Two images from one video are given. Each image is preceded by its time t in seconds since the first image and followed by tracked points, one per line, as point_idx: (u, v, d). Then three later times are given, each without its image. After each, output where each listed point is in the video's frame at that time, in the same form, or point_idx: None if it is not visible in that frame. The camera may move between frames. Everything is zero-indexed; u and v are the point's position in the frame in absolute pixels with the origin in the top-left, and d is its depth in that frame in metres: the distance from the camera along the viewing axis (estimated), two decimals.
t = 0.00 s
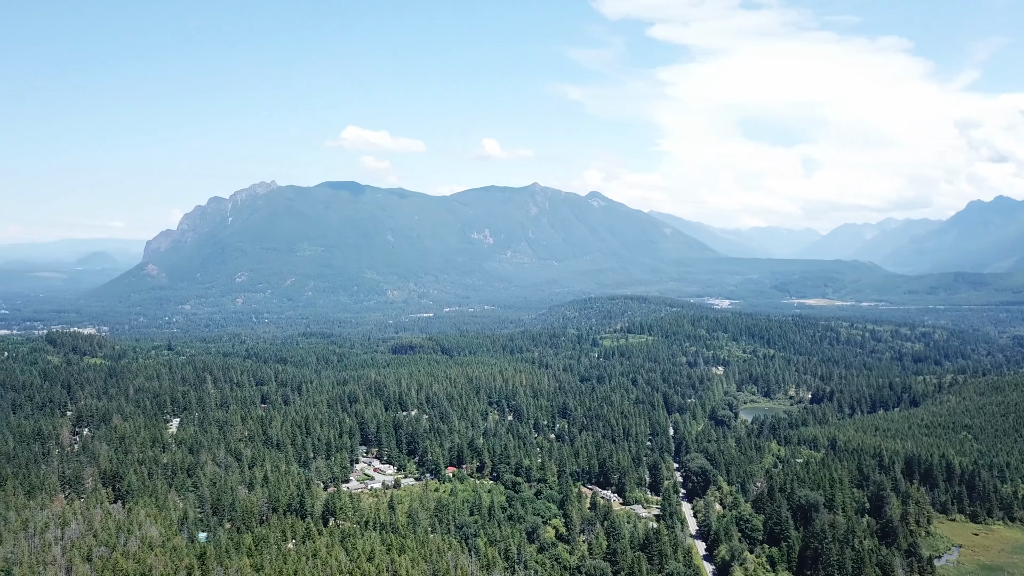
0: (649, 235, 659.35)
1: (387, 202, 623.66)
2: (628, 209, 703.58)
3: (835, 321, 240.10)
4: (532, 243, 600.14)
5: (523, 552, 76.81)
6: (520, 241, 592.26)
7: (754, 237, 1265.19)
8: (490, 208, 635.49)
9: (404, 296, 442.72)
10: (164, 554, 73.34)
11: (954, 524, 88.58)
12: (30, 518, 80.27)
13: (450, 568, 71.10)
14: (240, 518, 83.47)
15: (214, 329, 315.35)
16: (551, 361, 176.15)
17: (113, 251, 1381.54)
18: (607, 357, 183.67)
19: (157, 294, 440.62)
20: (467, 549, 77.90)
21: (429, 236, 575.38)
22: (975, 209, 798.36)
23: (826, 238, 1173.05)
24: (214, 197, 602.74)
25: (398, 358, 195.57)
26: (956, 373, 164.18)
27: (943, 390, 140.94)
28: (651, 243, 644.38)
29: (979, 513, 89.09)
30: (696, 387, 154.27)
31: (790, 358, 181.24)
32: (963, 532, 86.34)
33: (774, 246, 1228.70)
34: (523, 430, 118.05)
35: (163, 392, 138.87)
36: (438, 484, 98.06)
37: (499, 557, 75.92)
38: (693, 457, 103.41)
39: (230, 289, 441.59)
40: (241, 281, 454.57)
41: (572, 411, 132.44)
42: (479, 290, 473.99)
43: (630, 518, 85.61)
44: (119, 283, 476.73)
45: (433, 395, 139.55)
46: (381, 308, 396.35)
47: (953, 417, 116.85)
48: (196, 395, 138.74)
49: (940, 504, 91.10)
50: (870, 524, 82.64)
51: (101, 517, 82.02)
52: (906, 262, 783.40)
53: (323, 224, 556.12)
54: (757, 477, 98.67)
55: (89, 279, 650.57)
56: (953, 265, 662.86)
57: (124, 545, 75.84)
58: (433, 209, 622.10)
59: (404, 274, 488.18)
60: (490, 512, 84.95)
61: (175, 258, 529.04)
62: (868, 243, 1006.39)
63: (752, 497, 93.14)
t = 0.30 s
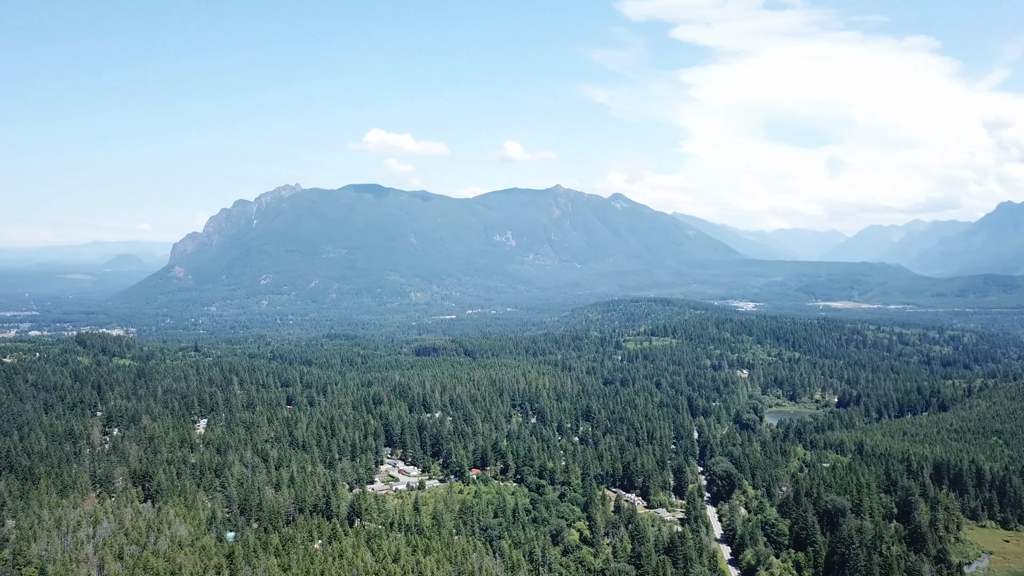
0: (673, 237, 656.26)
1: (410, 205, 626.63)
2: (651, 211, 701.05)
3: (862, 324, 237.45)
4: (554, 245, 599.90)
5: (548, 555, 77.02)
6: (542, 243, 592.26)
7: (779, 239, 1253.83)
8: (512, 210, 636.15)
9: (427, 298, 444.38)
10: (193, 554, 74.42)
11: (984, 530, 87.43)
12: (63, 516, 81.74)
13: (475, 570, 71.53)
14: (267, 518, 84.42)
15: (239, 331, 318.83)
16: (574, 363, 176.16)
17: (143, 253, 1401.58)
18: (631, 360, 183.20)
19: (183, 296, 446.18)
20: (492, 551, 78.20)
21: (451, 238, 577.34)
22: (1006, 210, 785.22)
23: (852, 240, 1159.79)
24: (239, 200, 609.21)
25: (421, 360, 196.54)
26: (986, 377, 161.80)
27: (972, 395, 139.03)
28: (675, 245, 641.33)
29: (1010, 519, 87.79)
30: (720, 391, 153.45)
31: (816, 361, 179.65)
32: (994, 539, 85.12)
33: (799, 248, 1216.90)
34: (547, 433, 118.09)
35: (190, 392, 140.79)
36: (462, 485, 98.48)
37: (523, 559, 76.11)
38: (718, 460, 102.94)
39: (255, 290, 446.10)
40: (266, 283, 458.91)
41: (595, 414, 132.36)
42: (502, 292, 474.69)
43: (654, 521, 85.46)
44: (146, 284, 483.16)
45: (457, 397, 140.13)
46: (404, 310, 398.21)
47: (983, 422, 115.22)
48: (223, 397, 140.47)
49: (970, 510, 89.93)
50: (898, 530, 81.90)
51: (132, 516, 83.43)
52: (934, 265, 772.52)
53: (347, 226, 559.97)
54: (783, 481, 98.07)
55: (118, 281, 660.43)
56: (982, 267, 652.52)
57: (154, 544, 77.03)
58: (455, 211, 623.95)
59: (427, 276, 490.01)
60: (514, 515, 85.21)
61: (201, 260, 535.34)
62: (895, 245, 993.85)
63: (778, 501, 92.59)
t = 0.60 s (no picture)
0: (695, 238, 652.86)
1: (432, 206, 628.93)
2: (673, 213, 697.87)
3: (888, 326, 234.87)
4: (576, 247, 599.23)
5: (571, 558, 77.16)
6: (564, 245, 591.88)
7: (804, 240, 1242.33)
8: (534, 212, 636.30)
9: (449, 300, 445.95)
10: (221, 553, 75.43)
11: (1013, 537, 86.15)
12: (94, 514, 83.12)
13: (499, 571, 71.91)
14: (293, 517, 85.34)
15: (263, 332, 321.85)
16: (597, 366, 175.98)
17: (168, 255, 1416.58)
18: (654, 362, 182.65)
19: (208, 297, 451.34)
20: (515, 553, 78.43)
21: (473, 240, 578.79)
22: None
23: (878, 241, 1146.34)
24: (263, 202, 614.89)
25: (444, 361, 197.35)
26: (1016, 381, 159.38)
27: (1001, 398, 137.19)
28: (697, 247, 638.06)
29: None
30: (744, 394, 152.65)
31: (841, 364, 178.03)
32: None
33: (824, 250, 1204.86)
34: (570, 435, 118.18)
35: (217, 393, 142.53)
36: (485, 487, 98.90)
37: (547, 562, 76.35)
38: (741, 464, 102.53)
39: (280, 292, 450.14)
40: (290, 284, 462.71)
41: (618, 417, 132.10)
42: (524, 294, 475.05)
43: (678, 525, 85.32)
44: (173, 286, 489.13)
45: (480, 399, 140.60)
46: (426, 311, 400.04)
47: (1012, 427, 113.55)
48: (249, 397, 142.02)
49: (998, 515, 88.72)
50: (925, 535, 81.11)
51: (161, 515, 84.73)
52: (962, 267, 761.71)
53: (370, 228, 563.14)
54: (808, 486, 97.35)
55: (144, 283, 669.20)
56: (1012, 270, 642.07)
57: (183, 543, 78.18)
58: (478, 213, 625.24)
59: (449, 278, 491.55)
60: (538, 516, 85.46)
61: (226, 262, 540.99)
62: (922, 247, 981.94)
63: (803, 506, 91.91)
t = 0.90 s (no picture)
0: (719, 240, 648.81)
1: (454, 208, 630.62)
2: (697, 214, 694.11)
3: (915, 329, 231.94)
4: (599, 249, 598.11)
5: (595, 560, 77.27)
6: (587, 246, 591.12)
7: (829, 242, 1229.20)
8: (557, 213, 636.05)
9: (471, 301, 447.27)
10: (249, 552, 76.42)
11: None
12: (124, 513, 84.32)
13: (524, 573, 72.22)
14: (319, 518, 86.24)
15: (287, 334, 324.74)
16: (620, 368, 175.62)
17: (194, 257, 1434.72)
18: (677, 364, 181.99)
19: (234, 298, 456.51)
20: (539, 556, 78.75)
21: (496, 241, 579.71)
22: None
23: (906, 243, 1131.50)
24: (287, 204, 620.29)
25: (467, 363, 198.08)
26: None
27: None
28: (721, 249, 633.95)
29: None
30: (769, 396, 151.60)
31: (868, 367, 176.14)
32: None
33: (850, 251, 1191.18)
34: (593, 437, 118.10)
35: (243, 394, 144.22)
36: (509, 489, 99.21)
37: (571, 564, 76.53)
38: (767, 467, 102.04)
39: (303, 293, 453.86)
40: (313, 286, 466.33)
41: (642, 419, 131.82)
42: (546, 296, 475.10)
43: (703, 528, 85.15)
44: (199, 287, 495.04)
45: (503, 400, 140.89)
46: (449, 313, 401.38)
47: None
48: (275, 398, 143.52)
49: None
50: (954, 541, 80.19)
51: (190, 513, 86.04)
52: (992, 269, 749.68)
53: (393, 230, 565.89)
54: (835, 490, 96.58)
55: (170, 284, 677.65)
56: None
57: (211, 542, 79.36)
58: (500, 215, 626.17)
59: (471, 279, 492.62)
60: (561, 519, 85.61)
61: (251, 263, 546.45)
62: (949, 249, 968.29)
63: (829, 510, 91.20)
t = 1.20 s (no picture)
0: (744, 242, 644.17)
1: (477, 211, 632.03)
2: (721, 216, 689.73)
3: (944, 333, 228.65)
4: (622, 251, 596.55)
5: (620, 563, 77.31)
6: (610, 248, 589.88)
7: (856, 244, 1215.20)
8: (580, 215, 635.22)
9: (494, 303, 448.18)
10: (277, 552, 77.31)
11: None
12: (155, 512, 85.60)
13: None
14: (345, 519, 86.99)
15: (312, 335, 327.24)
16: (644, 371, 175.09)
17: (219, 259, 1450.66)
18: (702, 368, 181.01)
19: (259, 300, 460.92)
20: (565, 559, 78.91)
21: (519, 243, 580.17)
22: None
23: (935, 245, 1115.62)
24: (312, 207, 625.20)
25: (491, 365, 198.58)
26: None
27: None
28: (746, 251, 629.48)
29: None
30: (795, 400, 150.35)
31: (895, 371, 174.02)
32: None
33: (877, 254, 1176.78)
34: (618, 441, 117.83)
35: (270, 395, 145.77)
36: (533, 492, 99.41)
37: (596, 567, 76.64)
38: (793, 472, 101.31)
39: (328, 295, 457.32)
40: (338, 288, 469.66)
41: (666, 423, 131.34)
42: (568, 298, 474.66)
43: (729, 532, 84.82)
44: (225, 289, 500.48)
45: (527, 403, 141.03)
46: (472, 315, 402.32)
47: None
48: (301, 399, 144.86)
49: None
50: (985, 548, 79.21)
51: (218, 513, 87.19)
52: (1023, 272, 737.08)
53: (416, 232, 568.39)
54: (862, 495, 95.65)
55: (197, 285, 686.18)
56: None
57: (240, 541, 80.38)
58: (523, 217, 626.66)
59: (494, 281, 493.41)
60: (586, 522, 85.70)
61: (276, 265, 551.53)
62: (979, 251, 952.43)
63: (857, 515, 90.38)
